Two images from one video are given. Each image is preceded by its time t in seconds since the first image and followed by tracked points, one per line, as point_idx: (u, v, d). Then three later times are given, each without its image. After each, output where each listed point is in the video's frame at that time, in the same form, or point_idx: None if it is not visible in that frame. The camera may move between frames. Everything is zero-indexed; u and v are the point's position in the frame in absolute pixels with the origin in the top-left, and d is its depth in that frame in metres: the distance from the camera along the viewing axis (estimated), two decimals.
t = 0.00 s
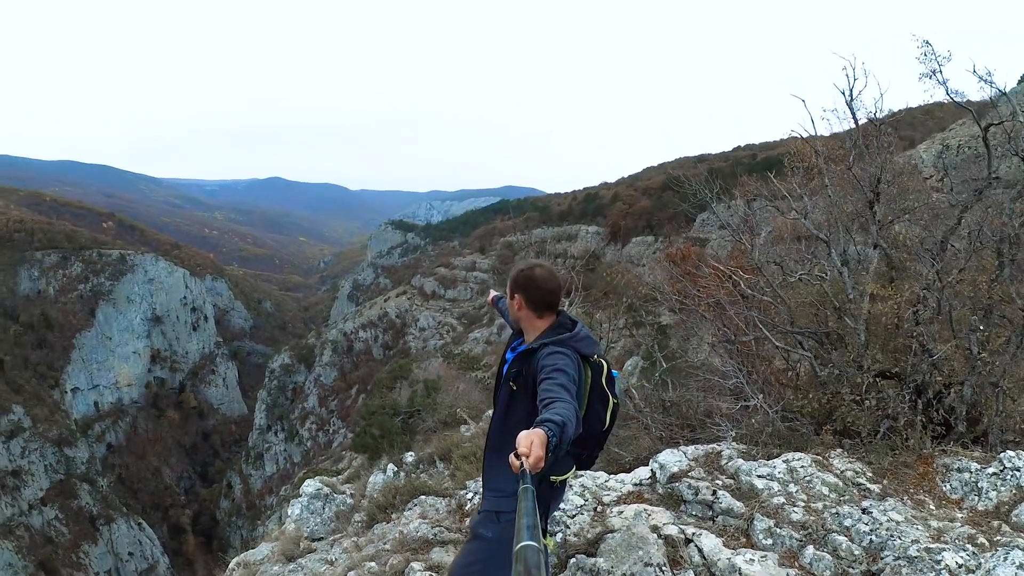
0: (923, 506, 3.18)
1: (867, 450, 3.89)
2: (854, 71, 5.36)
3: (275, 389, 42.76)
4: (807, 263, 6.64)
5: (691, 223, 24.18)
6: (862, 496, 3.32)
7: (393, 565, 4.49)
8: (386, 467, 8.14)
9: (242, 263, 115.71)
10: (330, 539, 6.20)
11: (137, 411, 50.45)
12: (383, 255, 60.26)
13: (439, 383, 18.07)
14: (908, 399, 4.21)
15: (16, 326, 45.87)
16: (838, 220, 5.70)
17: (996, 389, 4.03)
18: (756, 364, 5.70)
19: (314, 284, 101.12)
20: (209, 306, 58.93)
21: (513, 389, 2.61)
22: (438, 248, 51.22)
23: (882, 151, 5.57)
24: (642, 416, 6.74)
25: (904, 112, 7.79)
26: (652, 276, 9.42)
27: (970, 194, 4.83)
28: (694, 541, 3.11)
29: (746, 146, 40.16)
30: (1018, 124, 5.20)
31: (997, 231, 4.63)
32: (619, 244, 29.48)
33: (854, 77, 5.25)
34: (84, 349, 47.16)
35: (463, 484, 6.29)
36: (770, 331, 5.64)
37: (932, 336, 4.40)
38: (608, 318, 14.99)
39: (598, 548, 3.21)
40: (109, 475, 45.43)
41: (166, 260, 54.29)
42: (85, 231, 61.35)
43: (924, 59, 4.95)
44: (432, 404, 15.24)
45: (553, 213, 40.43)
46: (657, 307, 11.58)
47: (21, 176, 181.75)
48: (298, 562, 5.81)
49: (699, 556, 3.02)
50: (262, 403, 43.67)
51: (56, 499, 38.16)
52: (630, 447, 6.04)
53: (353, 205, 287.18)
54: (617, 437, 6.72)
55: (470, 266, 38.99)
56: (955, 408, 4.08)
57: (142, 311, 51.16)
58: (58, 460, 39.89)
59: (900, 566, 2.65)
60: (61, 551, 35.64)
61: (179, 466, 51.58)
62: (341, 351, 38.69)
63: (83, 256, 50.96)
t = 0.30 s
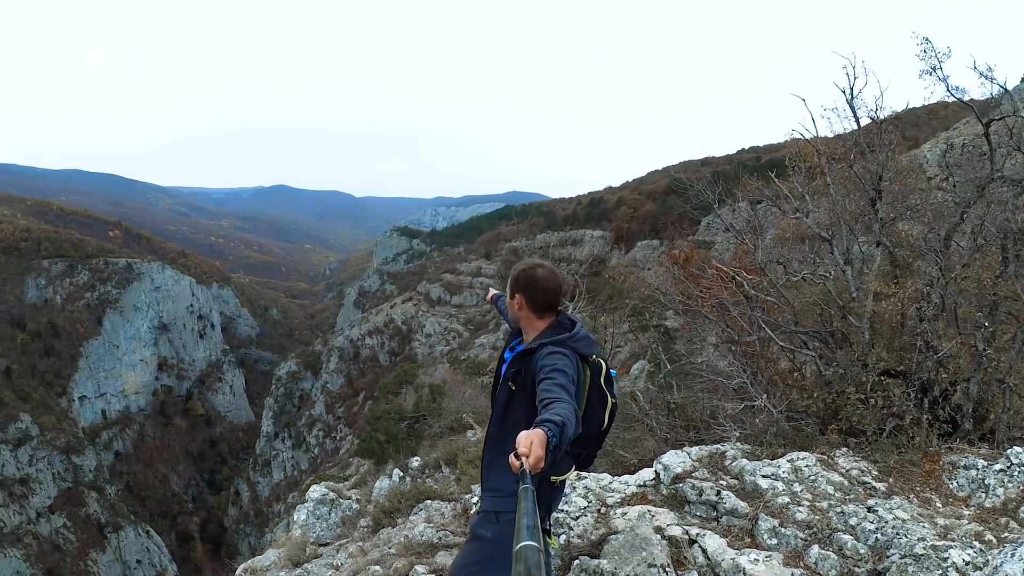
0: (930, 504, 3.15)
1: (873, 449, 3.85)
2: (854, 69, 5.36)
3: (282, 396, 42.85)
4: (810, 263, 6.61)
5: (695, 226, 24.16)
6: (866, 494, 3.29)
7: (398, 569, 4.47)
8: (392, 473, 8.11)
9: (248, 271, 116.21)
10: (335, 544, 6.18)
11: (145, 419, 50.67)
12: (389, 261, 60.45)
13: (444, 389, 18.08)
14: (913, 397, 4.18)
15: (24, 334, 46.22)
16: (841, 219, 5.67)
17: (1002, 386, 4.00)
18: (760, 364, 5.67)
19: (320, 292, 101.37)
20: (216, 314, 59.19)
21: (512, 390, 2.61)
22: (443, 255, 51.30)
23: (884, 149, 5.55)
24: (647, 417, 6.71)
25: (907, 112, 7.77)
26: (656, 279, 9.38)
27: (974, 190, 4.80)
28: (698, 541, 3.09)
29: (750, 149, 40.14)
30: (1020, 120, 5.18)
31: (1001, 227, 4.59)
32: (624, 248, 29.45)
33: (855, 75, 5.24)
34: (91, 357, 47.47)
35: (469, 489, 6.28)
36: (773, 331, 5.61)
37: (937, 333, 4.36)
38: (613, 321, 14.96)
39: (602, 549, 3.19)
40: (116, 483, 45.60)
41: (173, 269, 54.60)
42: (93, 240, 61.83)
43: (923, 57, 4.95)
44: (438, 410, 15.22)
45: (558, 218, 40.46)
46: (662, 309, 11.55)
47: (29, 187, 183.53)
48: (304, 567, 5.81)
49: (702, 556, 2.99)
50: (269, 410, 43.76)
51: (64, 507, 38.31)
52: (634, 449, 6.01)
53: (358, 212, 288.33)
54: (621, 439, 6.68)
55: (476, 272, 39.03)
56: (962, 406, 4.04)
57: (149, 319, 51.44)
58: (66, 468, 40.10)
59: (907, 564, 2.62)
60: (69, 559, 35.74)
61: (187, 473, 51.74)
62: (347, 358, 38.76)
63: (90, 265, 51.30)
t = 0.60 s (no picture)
0: (940, 507, 3.10)
1: (883, 449, 3.80)
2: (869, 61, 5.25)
3: (297, 388, 43.32)
4: (824, 259, 6.51)
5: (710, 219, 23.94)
6: (875, 496, 3.25)
7: (406, 561, 4.51)
8: (404, 465, 8.16)
9: (263, 264, 117.38)
10: (347, 535, 6.25)
11: (161, 410, 51.51)
12: (402, 255, 60.64)
13: (457, 381, 18.19)
14: (926, 397, 4.11)
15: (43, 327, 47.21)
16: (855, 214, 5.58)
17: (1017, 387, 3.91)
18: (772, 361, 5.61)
19: (334, 284, 102.09)
20: (231, 307, 59.82)
21: (515, 388, 2.60)
22: (456, 248, 51.37)
23: (899, 143, 5.43)
24: (657, 413, 6.68)
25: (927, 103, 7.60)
26: (669, 274, 9.32)
27: (992, 185, 4.68)
28: (703, 540, 3.06)
29: (768, 140, 39.58)
30: None
31: (1018, 223, 4.48)
32: (638, 241, 29.29)
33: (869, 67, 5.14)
34: (108, 350, 48.35)
35: (478, 482, 6.29)
36: (785, 328, 5.55)
37: (950, 331, 4.28)
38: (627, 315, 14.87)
39: (607, 546, 3.19)
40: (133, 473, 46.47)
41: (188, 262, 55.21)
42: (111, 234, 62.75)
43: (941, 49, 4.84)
44: (451, 403, 15.29)
45: (572, 211, 40.31)
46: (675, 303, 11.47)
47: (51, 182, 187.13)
48: (315, 557, 5.88)
49: (707, 555, 2.97)
50: (283, 402, 44.25)
51: (81, 497, 39.12)
52: (644, 445, 5.98)
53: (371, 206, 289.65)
54: (632, 435, 6.64)
55: (490, 264, 39.01)
56: (976, 407, 3.96)
57: (165, 313, 52.12)
58: (83, 458, 40.96)
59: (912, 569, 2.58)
60: (87, 547, 36.56)
61: (203, 464, 52.63)
62: (361, 350, 39.05)
63: (107, 259, 52.08)
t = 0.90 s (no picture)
0: (928, 509, 3.16)
1: (873, 451, 3.86)
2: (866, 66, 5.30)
3: (285, 380, 43.09)
4: (816, 261, 6.57)
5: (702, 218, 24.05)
6: (865, 498, 3.30)
7: (397, 557, 4.52)
8: (393, 459, 8.15)
9: (252, 255, 116.55)
10: (336, 530, 6.24)
11: (148, 401, 51.05)
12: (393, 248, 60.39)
13: (447, 376, 18.17)
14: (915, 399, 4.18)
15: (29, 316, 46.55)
16: (848, 218, 5.63)
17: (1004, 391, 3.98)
18: (764, 361, 5.66)
19: (323, 276, 101.53)
20: (220, 298, 59.29)
21: (512, 387, 2.61)
22: (447, 241, 51.24)
23: (893, 148, 5.49)
24: (648, 411, 6.71)
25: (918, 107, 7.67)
26: (662, 272, 9.35)
27: (985, 193, 4.74)
28: (695, 539, 3.10)
29: (760, 140, 39.80)
30: None
31: (1009, 231, 4.55)
32: (629, 239, 29.36)
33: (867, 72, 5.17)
34: (95, 340, 47.79)
35: (469, 478, 6.31)
36: (777, 329, 5.60)
37: (941, 335, 4.34)
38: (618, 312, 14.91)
39: (600, 544, 3.22)
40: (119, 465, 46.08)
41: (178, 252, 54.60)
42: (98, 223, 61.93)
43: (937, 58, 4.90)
44: (440, 397, 15.29)
45: (563, 207, 40.29)
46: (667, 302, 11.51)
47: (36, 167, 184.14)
48: (304, 552, 5.87)
49: (700, 555, 3.01)
50: (271, 394, 43.99)
51: (67, 488, 38.76)
52: (635, 442, 6.02)
53: (363, 198, 288.14)
54: (622, 432, 6.68)
55: (480, 259, 38.91)
56: (964, 410, 4.03)
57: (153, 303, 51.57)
58: (69, 449, 40.53)
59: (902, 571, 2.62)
60: (72, 539, 36.28)
61: (189, 455, 52.28)
62: (350, 343, 38.91)
63: (95, 248, 51.42)
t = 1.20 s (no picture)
0: (916, 506, 3.24)
1: (861, 449, 3.94)
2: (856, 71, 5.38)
3: (266, 377, 42.67)
4: (801, 261, 6.67)
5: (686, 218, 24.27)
6: (855, 495, 3.37)
7: (388, 558, 4.51)
8: (378, 458, 8.12)
9: (233, 251, 115.14)
10: (322, 530, 6.22)
11: (127, 400, 50.25)
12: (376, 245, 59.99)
13: (431, 374, 18.13)
14: (900, 399, 4.27)
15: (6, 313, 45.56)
16: (835, 220, 5.72)
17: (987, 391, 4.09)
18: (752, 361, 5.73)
19: (305, 273, 100.62)
20: (201, 294, 58.43)
21: (509, 388, 2.62)
22: (431, 238, 51.05)
23: (879, 152, 5.59)
24: (635, 410, 6.75)
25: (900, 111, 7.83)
26: (648, 271, 9.42)
27: (969, 197, 4.85)
28: (690, 537, 3.15)
29: (742, 141, 40.24)
30: (1016, 128, 5.22)
31: (992, 235, 4.66)
32: (613, 237, 29.50)
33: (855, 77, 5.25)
34: (74, 337, 46.92)
35: (456, 477, 6.31)
36: (764, 329, 5.66)
37: (926, 336, 4.43)
38: (601, 311, 14.97)
39: (594, 543, 3.24)
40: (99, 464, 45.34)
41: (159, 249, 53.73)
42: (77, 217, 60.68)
43: (925, 64, 4.99)
44: (425, 395, 15.25)
45: (547, 205, 40.37)
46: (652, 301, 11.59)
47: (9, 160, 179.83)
48: (290, 553, 5.83)
49: (694, 552, 3.05)
50: (253, 392, 43.50)
51: (46, 488, 38.11)
52: (623, 441, 6.05)
53: (346, 195, 285.99)
54: (610, 431, 6.71)
55: (463, 256, 38.79)
56: (948, 409, 4.14)
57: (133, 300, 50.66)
58: (48, 449, 39.80)
59: (893, 564, 2.68)
60: (51, 541, 35.70)
61: (170, 454, 51.55)
62: (332, 341, 38.67)
63: (75, 244, 50.44)
